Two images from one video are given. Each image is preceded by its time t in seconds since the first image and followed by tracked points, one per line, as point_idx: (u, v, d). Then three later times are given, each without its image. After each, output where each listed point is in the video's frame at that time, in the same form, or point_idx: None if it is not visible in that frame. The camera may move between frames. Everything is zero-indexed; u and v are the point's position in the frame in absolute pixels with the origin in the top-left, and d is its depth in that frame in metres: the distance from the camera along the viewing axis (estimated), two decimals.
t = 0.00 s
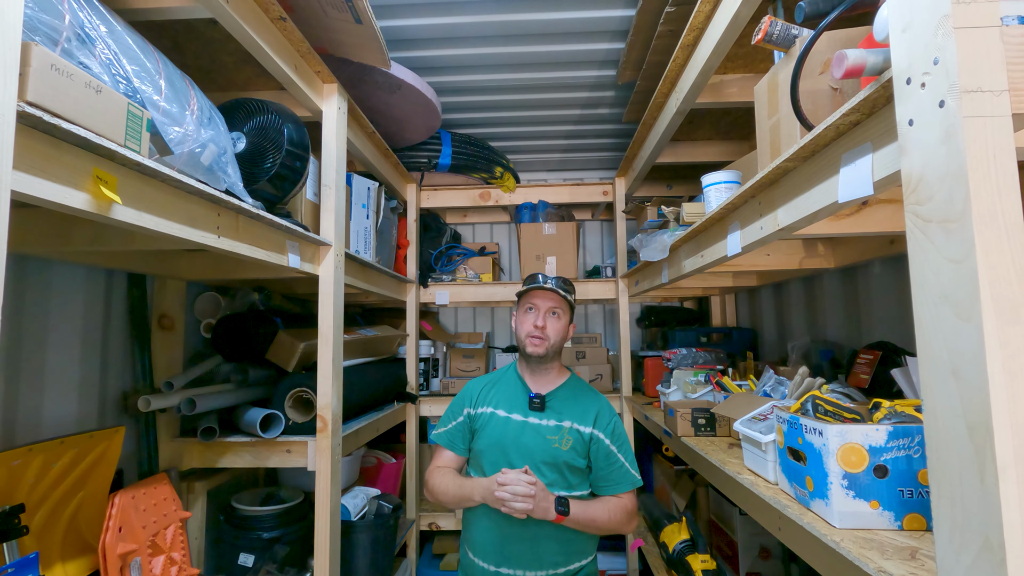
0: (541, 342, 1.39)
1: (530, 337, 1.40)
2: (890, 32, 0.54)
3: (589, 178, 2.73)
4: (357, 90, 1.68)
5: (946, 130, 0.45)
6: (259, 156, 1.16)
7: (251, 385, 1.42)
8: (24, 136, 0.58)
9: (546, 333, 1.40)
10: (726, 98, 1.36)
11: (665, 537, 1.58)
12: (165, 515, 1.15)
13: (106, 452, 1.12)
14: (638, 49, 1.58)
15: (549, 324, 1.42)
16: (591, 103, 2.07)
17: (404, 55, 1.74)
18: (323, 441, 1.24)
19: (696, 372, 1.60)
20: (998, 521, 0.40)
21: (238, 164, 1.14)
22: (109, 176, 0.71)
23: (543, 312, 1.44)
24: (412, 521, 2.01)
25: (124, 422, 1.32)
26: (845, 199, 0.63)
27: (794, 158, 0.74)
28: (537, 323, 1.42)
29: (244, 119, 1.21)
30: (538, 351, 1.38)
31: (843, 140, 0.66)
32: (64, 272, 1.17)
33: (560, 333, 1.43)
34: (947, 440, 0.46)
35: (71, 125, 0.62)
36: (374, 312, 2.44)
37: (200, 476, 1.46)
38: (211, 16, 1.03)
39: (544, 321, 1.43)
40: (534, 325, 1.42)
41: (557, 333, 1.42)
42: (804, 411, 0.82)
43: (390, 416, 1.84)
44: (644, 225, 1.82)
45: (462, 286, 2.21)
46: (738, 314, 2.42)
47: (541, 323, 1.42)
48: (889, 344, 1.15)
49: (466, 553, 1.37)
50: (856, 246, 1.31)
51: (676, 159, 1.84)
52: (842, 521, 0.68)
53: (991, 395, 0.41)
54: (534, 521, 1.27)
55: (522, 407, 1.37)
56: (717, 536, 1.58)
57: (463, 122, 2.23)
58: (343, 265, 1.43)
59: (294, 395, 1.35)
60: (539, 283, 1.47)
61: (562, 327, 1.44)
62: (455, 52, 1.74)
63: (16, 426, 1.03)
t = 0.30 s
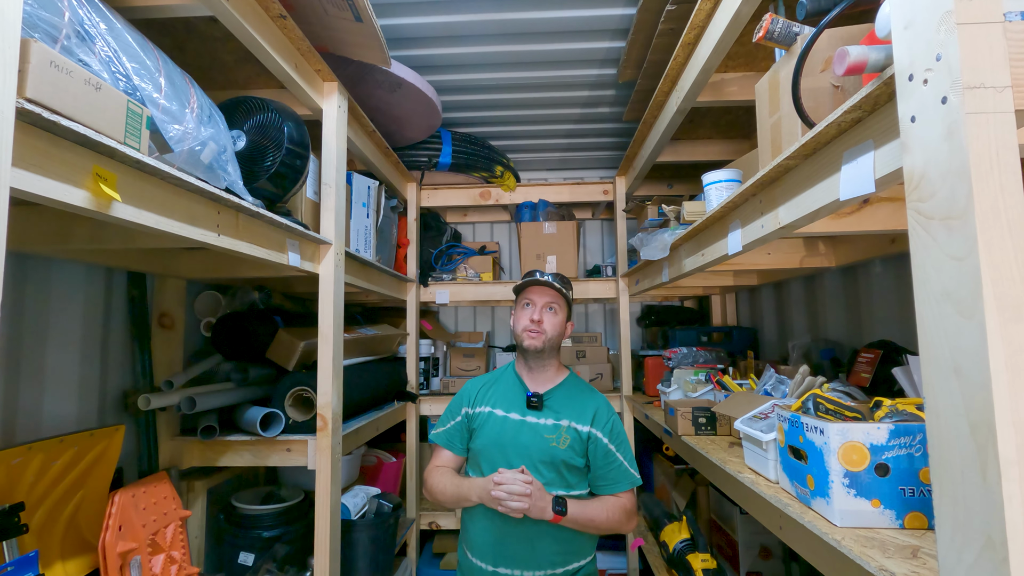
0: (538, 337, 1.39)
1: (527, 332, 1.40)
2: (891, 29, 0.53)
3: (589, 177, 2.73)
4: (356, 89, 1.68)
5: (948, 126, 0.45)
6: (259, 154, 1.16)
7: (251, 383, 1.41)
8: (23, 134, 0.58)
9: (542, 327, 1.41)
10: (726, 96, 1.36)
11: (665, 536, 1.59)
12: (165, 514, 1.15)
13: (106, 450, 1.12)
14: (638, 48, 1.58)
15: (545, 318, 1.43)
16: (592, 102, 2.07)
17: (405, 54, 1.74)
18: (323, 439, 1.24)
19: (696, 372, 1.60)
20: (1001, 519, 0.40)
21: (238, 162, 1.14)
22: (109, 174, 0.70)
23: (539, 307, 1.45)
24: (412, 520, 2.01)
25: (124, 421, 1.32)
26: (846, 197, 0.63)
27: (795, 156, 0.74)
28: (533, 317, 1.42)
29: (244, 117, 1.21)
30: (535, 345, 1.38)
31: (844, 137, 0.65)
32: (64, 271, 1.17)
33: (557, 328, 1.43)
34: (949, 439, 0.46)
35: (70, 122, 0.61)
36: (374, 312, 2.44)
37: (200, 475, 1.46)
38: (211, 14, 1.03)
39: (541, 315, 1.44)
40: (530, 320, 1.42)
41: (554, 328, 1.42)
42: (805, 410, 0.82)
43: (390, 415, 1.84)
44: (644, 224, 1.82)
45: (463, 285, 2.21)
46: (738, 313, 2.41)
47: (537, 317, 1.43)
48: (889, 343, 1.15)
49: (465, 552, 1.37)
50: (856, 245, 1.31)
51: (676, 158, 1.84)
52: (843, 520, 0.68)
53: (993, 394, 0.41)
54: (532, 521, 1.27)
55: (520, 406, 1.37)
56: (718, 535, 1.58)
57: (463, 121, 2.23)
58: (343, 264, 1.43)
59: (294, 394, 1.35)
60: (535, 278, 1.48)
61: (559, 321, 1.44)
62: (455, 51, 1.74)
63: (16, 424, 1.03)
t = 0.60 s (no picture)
0: (536, 334, 1.39)
1: (525, 329, 1.40)
2: (893, 26, 0.53)
3: (589, 177, 2.73)
4: (357, 88, 1.68)
5: (949, 123, 0.45)
6: (259, 153, 1.16)
7: (251, 382, 1.41)
8: (22, 131, 0.58)
9: (540, 324, 1.40)
10: (727, 95, 1.36)
11: (665, 535, 1.59)
12: (165, 513, 1.15)
13: (107, 448, 1.12)
14: (638, 47, 1.58)
15: (544, 315, 1.42)
16: (592, 101, 2.07)
17: (405, 53, 1.74)
18: (322, 438, 1.24)
19: (696, 371, 1.60)
20: (1003, 518, 0.40)
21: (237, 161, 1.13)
22: (108, 172, 0.70)
23: (538, 304, 1.45)
24: (412, 520, 2.01)
25: (124, 420, 1.32)
26: (847, 195, 0.63)
27: (796, 154, 0.74)
28: (531, 314, 1.42)
29: (244, 115, 1.21)
30: (534, 342, 1.38)
31: (846, 135, 0.65)
32: (65, 270, 1.17)
33: (555, 326, 1.43)
34: (951, 437, 0.45)
35: (70, 119, 0.61)
36: (374, 311, 2.44)
37: (200, 474, 1.46)
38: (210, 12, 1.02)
39: (539, 312, 1.43)
40: (528, 317, 1.42)
41: (552, 325, 1.42)
42: (806, 408, 0.81)
43: (390, 415, 1.84)
44: (644, 224, 1.81)
45: (463, 285, 2.21)
46: (738, 313, 2.41)
47: (535, 314, 1.42)
48: (890, 342, 1.15)
49: (463, 552, 1.37)
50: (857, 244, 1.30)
51: (676, 157, 1.83)
52: (843, 519, 0.68)
53: (995, 392, 0.41)
54: (531, 520, 1.27)
55: (519, 405, 1.37)
56: (718, 535, 1.58)
57: (463, 120, 2.23)
58: (343, 263, 1.43)
59: (294, 393, 1.35)
60: (535, 275, 1.48)
61: (557, 319, 1.43)
62: (456, 50, 1.74)
63: (16, 423, 1.03)
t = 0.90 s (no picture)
0: (535, 331, 1.39)
1: (525, 327, 1.40)
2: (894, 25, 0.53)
3: (589, 177, 2.73)
4: (358, 88, 1.68)
5: (951, 122, 0.45)
6: (260, 152, 1.16)
7: (251, 382, 1.41)
8: (23, 130, 0.58)
9: (540, 322, 1.40)
10: (728, 95, 1.36)
11: (665, 535, 1.60)
12: (166, 513, 1.15)
13: (108, 448, 1.12)
14: (638, 46, 1.57)
15: (544, 313, 1.42)
16: (592, 101, 2.07)
17: (405, 53, 1.74)
18: (323, 438, 1.24)
19: (697, 371, 1.60)
20: (1005, 517, 0.40)
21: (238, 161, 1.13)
22: (109, 171, 0.70)
23: (538, 303, 1.45)
24: (412, 520, 2.01)
25: (125, 419, 1.32)
26: (849, 195, 0.63)
27: (797, 154, 0.74)
28: (531, 312, 1.42)
29: (245, 115, 1.21)
30: (532, 337, 1.38)
31: (847, 134, 0.65)
32: (66, 269, 1.17)
33: (555, 325, 1.42)
34: (952, 436, 0.45)
35: (71, 119, 0.61)
36: (375, 311, 2.44)
37: (201, 474, 1.46)
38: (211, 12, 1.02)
39: (539, 310, 1.43)
40: (528, 315, 1.42)
41: (553, 324, 1.41)
42: (807, 408, 0.81)
43: (390, 415, 1.84)
44: (645, 223, 1.81)
45: (463, 285, 2.21)
46: (739, 313, 2.41)
47: (535, 312, 1.42)
48: (892, 342, 1.14)
49: (463, 552, 1.37)
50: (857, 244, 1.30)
51: (677, 157, 1.84)
52: (845, 518, 0.68)
53: (997, 391, 0.40)
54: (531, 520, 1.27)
55: (519, 405, 1.37)
56: (718, 535, 1.58)
57: (463, 120, 2.23)
58: (344, 263, 1.43)
59: (294, 393, 1.35)
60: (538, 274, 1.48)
61: (557, 318, 1.43)
62: (456, 50, 1.74)
63: (17, 422, 1.03)
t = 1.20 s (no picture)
0: (540, 330, 1.38)
1: (528, 326, 1.40)
2: (897, 14, 0.52)
3: (589, 173, 2.72)
4: (357, 84, 1.67)
5: (955, 112, 0.44)
6: (258, 148, 1.15)
7: (251, 379, 1.42)
8: (17, 125, 0.57)
9: (544, 320, 1.40)
10: (728, 89, 1.35)
11: (665, 532, 1.60)
12: (165, 510, 1.15)
13: (107, 446, 1.12)
14: (638, 41, 1.56)
15: (548, 313, 1.42)
16: (592, 97, 2.06)
17: (404, 49, 1.73)
18: (324, 435, 1.24)
19: (698, 367, 1.59)
20: (1009, 511, 0.39)
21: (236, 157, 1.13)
22: (105, 167, 0.70)
23: (541, 302, 1.45)
24: (413, 517, 2.01)
25: (124, 417, 1.32)
26: (851, 187, 0.62)
27: (799, 146, 0.73)
28: (535, 312, 1.42)
29: (243, 111, 1.20)
30: (536, 336, 1.38)
31: (849, 126, 0.64)
32: (63, 266, 1.17)
33: (560, 324, 1.42)
34: (956, 430, 0.45)
35: (66, 113, 0.61)
36: (375, 308, 2.43)
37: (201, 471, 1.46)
38: (207, 6, 1.02)
39: (543, 310, 1.43)
40: (533, 315, 1.41)
41: (557, 323, 1.41)
42: (809, 403, 0.81)
43: (391, 412, 1.84)
44: (645, 219, 1.81)
45: (463, 282, 2.20)
46: (740, 310, 2.40)
47: (539, 311, 1.42)
48: (893, 337, 1.14)
49: (467, 547, 1.37)
50: (859, 239, 1.29)
51: (677, 153, 1.83)
52: (847, 513, 0.67)
53: (1001, 384, 0.40)
54: (532, 514, 1.26)
55: (525, 398, 1.37)
56: (719, 530, 1.59)
57: (463, 116, 2.22)
58: (343, 260, 1.42)
59: (294, 390, 1.35)
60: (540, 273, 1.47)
61: (561, 317, 1.43)
62: (455, 45, 1.73)
63: (16, 420, 1.03)
